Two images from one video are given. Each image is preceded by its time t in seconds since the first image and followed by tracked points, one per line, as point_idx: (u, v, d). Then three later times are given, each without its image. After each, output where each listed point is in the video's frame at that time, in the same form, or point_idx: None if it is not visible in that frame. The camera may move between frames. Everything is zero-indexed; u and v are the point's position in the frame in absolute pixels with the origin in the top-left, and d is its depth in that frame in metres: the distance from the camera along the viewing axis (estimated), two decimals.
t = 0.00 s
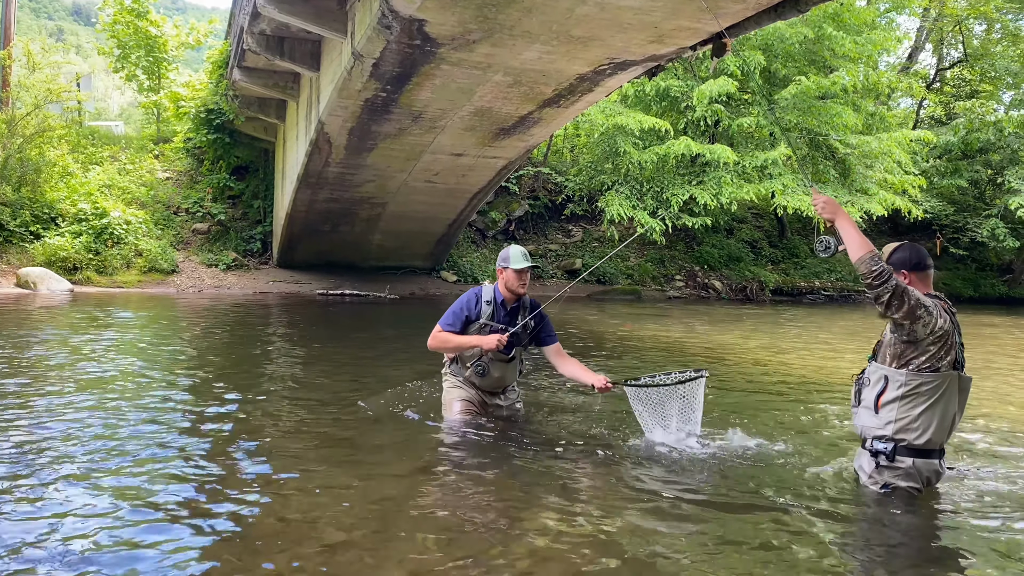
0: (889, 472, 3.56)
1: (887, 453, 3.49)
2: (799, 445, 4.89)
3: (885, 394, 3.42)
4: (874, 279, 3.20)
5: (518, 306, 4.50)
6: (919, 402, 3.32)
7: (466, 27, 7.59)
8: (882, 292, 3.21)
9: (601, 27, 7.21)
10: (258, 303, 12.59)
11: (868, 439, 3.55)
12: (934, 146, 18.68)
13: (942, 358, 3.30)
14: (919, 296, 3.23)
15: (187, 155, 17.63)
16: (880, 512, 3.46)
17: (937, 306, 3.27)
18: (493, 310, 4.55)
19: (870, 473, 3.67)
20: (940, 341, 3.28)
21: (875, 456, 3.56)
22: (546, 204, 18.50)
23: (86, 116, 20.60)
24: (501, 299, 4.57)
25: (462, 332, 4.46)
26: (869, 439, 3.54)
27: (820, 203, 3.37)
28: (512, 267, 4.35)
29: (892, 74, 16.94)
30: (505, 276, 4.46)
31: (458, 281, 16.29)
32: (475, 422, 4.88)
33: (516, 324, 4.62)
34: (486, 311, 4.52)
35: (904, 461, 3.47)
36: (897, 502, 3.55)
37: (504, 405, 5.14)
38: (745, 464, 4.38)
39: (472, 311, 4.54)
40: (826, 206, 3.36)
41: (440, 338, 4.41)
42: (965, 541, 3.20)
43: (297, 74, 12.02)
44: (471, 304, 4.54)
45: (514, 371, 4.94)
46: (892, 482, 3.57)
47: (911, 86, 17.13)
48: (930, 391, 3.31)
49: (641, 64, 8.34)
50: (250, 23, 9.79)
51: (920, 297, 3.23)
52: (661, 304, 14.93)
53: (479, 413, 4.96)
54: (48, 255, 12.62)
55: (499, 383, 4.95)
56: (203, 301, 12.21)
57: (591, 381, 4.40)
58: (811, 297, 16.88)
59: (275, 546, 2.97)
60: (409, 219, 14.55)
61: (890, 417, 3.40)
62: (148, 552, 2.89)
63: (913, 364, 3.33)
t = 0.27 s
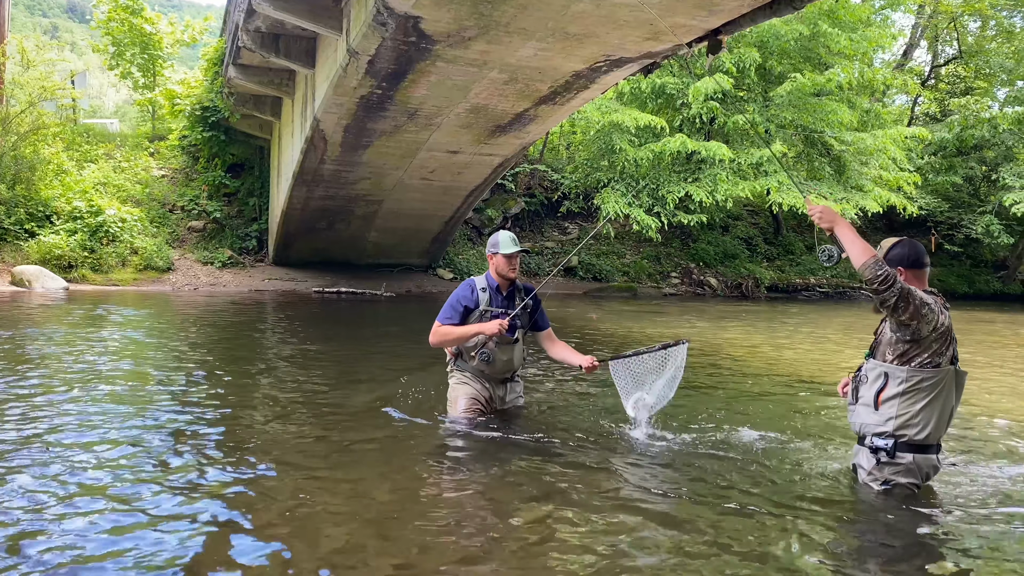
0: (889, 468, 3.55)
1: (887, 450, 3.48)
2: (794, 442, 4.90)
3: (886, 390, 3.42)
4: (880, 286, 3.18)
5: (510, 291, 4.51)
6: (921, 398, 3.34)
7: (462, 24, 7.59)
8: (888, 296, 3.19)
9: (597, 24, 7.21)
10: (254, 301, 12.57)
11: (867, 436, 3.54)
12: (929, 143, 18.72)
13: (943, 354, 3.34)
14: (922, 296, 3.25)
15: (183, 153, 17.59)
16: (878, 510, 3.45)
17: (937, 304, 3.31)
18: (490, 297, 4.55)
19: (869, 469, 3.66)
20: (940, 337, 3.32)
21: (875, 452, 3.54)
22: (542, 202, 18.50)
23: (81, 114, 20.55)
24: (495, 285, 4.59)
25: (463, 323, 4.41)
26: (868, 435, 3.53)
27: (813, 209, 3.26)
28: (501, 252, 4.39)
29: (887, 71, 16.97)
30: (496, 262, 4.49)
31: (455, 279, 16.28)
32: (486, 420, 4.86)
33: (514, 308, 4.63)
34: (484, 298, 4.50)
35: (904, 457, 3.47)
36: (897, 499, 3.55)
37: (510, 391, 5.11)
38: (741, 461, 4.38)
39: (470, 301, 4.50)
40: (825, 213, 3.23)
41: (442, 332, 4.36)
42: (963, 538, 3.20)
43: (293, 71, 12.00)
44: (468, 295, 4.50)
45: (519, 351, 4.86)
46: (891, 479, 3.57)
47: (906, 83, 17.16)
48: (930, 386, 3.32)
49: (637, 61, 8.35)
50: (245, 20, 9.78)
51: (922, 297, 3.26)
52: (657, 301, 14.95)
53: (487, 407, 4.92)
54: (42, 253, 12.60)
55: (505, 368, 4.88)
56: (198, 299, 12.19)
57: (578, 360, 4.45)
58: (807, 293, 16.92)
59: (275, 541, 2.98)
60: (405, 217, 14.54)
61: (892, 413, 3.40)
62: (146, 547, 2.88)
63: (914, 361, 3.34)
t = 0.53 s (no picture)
0: (885, 464, 3.52)
1: (883, 445, 3.46)
2: (788, 438, 4.88)
3: (882, 385, 3.41)
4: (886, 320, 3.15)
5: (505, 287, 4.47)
6: (919, 394, 3.34)
7: (455, 20, 7.56)
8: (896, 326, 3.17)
9: (591, 19, 7.19)
10: (248, 297, 12.53)
11: (863, 431, 3.52)
12: (923, 138, 18.74)
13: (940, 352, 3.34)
14: (919, 305, 3.22)
15: (175, 149, 17.50)
16: (872, 506, 3.44)
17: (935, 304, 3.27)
18: (487, 292, 4.48)
19: (864, 465, 3.62)
20: (937, 336, 3.32)
21: (871, 448, 3.52)
22: (536, 198, 18.47)
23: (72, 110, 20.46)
24: (490, 280, 4.53)
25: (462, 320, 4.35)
26: (864, 431, 3.52)
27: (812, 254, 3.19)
28: (497, 248, 4.36)
29: (881, 66, 16.97)
30: (492, 258, 4.44)
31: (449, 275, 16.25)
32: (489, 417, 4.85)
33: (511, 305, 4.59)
34: (481, 294, 4.44)
35: (900, 452, 3.45)
36: (891, 494, 3.53)
37: (511, 385, 5.09)
38: (735, 457, 4.37)
39: (467, 298, 4.43)
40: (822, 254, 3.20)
41: (442, 329, 4.30)
42: (958, 533, 3.18)
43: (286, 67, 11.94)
44: (465, 292, 4.43)
45: (520, 344, 4.81)
46: (885, 475, 3.54)
47: (899, 79, 17.17)
48: (927, 382, 3.33)
49: (631, 57, 8.33)
50: (237, 16, 9.72)
51: (920, 305, 3.22)
52: (651, 297, 14.94)
53: (490, 405, 4.91)
54: (34, 250, 12.53)
55: (507, 363, 4.85)
56: (192, 296, 12.13)
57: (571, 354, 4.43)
58: (801, 289, 16.93)
59: (267, 540, 2.96)
60: (399, 213, 14.50)
61: (889, 408, 3.39)
62: (139, 548, 2.86)
63: (912, 356, 3.34)
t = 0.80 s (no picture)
0: (876, 456, 3.54)
1: (876, 437, 3.46)
2: (781, 432, 4.89)
3: (874, 378, 3.41)
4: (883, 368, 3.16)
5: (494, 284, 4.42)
6: (911, 396, 3.36)
7: (446, 14, 7.54)
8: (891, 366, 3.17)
9: (583, 14, 7.18)
10: (240, 293, 12.50)
11: (856, 425, 3.52)
12: (914, 133, 18.78)
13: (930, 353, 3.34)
14: (905, 329, 3.20)
15: (166, 144, 17.41)
16: (864, 498, 3.44)
17: (920, 313, 3.24)
18: (477, 290, 4.45)
19: (856, 458, 3.62)
20: (927, 337, 3.32)
21: (863, 441, 3.53)
22: (529, 192, 18.44)
23: (62, 105, 20.34)
24: (479, 277, 4.49)
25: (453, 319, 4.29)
26: (856, 424, 3.52)
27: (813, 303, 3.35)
28: (486, 244, 4.30)
29: (873, 61, 16.99)
30: (481, 255, 4.41)
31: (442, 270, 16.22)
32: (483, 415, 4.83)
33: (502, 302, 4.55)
34: (472, 292, 4.40)
35: (893, 443, 3.46)
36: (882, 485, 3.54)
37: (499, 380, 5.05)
38: (728, 450, 4.37)
39: (458, 296, 4.38)
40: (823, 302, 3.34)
41: (433, 329, 4.24)
42: (948, 525, 3.19)
43: (277, 62, 11.90)
44: (455, 290, 4.38)
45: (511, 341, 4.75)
46: (877, 467, 3.55)
47: (891, 73, 17.20)
48: (918, 374, 3.35)
49: (623, 51, 8.32)
50: (228, 10, 9.68)
51: (905, 328, 3.20)
52: (644, 292, 14.96)
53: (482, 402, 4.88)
54: (24, 246, 12.46)
55: (498, 360, 4.81)
56: (183, 292, 12.09)
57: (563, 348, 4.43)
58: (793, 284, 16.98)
59: (260, 535, 2.96)
60: (391, 208, 14.47)
61: (881, 404, 3.40)
62: (130, 543, 2.86)
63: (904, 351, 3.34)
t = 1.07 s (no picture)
0: (864, 448, 3.53)
1: (864, 430, 3.46)
2: (770, 426, 4.91)
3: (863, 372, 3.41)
4: (877, 379, 3.18)
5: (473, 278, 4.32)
6: (900, 392, 3.38)
7: (436, 8, 7.51)
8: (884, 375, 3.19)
9: (573, 8, 7.16)
10: (229, 288, 12.44)
11: (844, 418, 3.52)
12: (904, 127, 18.86)
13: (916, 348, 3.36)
14: (894, 334, 3.21)
15: (155, 139, 17.30)
16: (852, 491, 3.44)
17: (905, 313, 3.25)
18: (455, 287, 4.33)
19: (844, 450, 3.61)
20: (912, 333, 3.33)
21: (851, 433, 3.53)
22: (519, 187, 18.42)
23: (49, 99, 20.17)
24: (456, 274, 4.38)
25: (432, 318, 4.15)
26: (844, 417, 3.52)
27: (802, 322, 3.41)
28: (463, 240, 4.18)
29: (862, 55, 17.03)
30: (456, 251, 4.32)
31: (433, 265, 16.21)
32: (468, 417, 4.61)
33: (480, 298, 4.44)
34: (449, 288, 4.28)
35: (881, 436, 3.47)
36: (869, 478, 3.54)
37: (483, 378, 4.81)
38: (718, 445, 4.37)
39: (436, 292, 4.25)
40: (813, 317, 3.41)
41: (412, 329, 4.09)
42: (936, 518, 3.20)
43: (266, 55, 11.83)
44: (433, 286, 4.25)
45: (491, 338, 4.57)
46: (866, 459, 3.56)
47: (881, 68, 17.25)
48: (907, 368, 3.35)
49: (613, 45, 8.31)
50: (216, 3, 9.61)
51: (894, 332, 3.21)
52: (635, 286, 14.97)
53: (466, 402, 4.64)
54: (11, 241, 12.36)
55: (479, 359, 4.56)
56: (172, 287, 12.02)
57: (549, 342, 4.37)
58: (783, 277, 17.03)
59: (248, 531, 2.94)
60: (381, 202, 14.43)
61: (869, 398, 3.40)
62: (117, 541, 2.84)
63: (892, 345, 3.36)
